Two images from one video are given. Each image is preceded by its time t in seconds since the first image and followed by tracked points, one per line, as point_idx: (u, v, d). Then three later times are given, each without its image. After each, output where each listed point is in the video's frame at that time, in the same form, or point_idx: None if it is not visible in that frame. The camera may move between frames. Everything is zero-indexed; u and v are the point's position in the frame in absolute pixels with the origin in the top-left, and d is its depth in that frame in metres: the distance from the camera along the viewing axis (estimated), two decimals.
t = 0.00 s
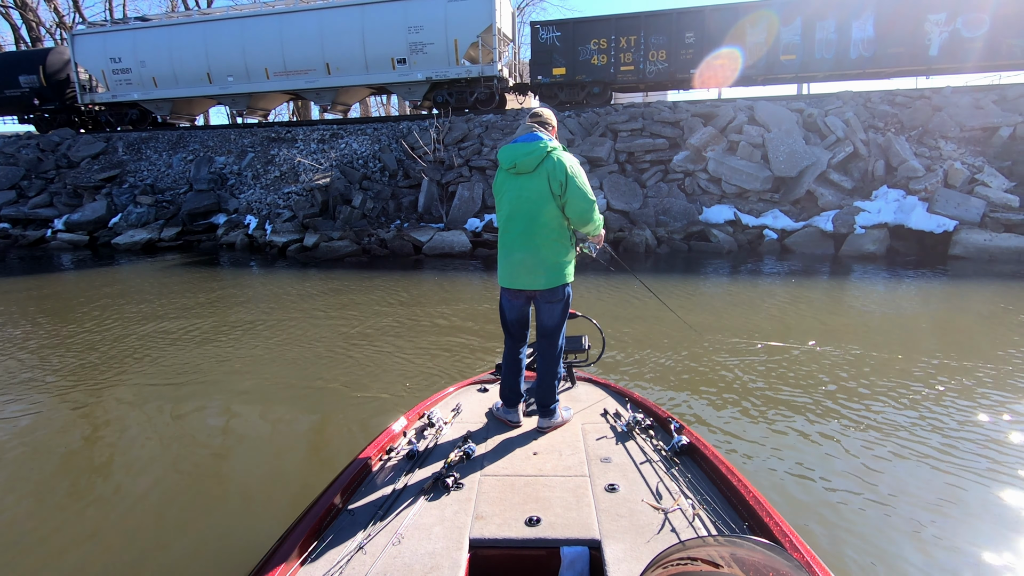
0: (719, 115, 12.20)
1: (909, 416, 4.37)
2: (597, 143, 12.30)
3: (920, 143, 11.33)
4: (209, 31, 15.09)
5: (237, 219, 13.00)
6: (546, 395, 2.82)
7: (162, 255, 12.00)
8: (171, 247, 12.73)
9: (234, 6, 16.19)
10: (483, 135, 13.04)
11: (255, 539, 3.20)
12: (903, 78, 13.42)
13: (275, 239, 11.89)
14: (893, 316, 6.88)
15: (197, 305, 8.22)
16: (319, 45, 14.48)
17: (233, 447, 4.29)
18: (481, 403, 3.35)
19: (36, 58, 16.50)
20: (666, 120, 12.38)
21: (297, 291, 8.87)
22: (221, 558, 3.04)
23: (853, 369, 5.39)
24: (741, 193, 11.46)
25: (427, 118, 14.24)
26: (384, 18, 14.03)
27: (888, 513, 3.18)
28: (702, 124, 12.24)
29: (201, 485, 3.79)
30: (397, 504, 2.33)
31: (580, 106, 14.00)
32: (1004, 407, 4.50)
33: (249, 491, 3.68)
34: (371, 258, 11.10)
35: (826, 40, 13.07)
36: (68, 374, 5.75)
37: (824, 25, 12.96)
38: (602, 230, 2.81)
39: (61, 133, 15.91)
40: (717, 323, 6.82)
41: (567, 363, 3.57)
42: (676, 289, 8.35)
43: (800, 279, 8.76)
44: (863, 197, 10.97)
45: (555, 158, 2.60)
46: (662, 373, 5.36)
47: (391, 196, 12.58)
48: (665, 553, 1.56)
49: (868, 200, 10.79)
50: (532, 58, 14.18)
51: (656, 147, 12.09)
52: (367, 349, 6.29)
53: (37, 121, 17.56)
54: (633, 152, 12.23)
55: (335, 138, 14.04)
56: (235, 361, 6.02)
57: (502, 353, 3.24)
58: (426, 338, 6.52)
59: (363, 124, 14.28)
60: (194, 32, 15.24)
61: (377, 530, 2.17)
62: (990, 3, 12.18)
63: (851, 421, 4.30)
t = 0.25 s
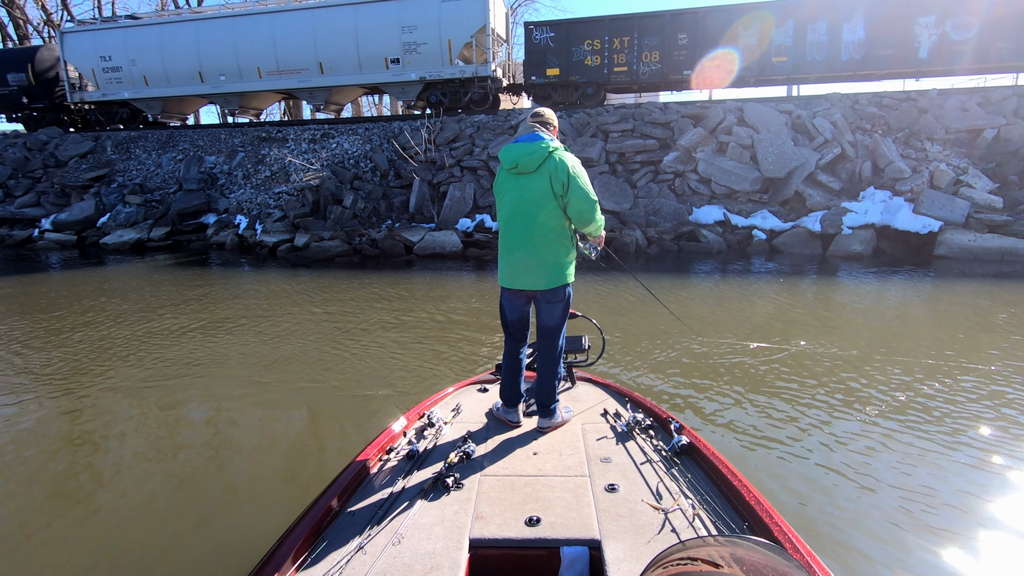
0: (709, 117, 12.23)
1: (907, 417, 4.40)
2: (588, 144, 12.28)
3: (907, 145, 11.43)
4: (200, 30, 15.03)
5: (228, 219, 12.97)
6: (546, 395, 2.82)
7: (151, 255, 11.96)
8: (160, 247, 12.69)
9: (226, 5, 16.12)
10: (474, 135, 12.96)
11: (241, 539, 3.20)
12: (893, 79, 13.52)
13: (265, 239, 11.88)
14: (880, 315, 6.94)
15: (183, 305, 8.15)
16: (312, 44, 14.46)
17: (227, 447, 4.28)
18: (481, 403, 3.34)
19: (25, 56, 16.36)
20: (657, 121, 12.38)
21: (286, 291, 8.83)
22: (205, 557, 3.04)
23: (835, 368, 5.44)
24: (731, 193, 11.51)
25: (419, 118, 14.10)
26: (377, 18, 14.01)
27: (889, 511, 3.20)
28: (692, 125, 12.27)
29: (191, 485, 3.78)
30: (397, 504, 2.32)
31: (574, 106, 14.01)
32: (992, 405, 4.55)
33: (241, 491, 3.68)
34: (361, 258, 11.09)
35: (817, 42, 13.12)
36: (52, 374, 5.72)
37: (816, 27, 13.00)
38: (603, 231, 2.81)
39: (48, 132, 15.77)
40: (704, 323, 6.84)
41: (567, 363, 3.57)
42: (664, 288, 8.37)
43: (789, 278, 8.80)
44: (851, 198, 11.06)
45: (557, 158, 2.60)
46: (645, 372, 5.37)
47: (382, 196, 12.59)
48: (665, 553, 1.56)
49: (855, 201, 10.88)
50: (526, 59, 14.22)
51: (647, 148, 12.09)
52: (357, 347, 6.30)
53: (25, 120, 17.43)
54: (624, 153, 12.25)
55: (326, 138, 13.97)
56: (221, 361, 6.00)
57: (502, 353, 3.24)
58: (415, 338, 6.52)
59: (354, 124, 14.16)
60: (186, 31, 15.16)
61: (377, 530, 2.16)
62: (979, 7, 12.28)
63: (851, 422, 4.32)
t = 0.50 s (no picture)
0: (699, 117, 12.23)
1: (909, 416, 4.40)
2: (579, 145, 12.31)
3: (893, 146, 11.53)
4: (193, 29, 14.99)
5: (218, 219, 12.95)
6: (546, 395, 2.82)
7: (140, 256, 11.95)
8: (150, 248, 12.66)
9: (219, 4, 16.10)
10: (466, 136, 12.96)
11: (226, 540, 3.21)
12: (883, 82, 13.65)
13: (256, 239, 11.87)
14: (867, 314, 6.98)
15: (168, 306, 8.11)
16: (305, 44, 14.45)
17: (221, 447, 4.27)
18: (481, 403, 3.35)
19: (14, 55, 16.27)
20: (647, 122, 12.37)
21: (275, 292, 8.81)
22: (196, 557, 3.05)
23: (818, 367, 5.48)
24: (720, 194, 11.56)
25: (411, 118, 14.05)
26: (371, 18, 14.01)
27: (894, 510, 3.19)
28: (683, 126, 12.30)
29: (181, 485, 3.78)
30: (397, 504, 2.32)
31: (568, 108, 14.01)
32: (980, 402, 4.60)
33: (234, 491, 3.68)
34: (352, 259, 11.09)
35: (809, 44, 13.19)
36: (38, 375, 5.70)
37: (807, 30, 13.10)
38: (603, 232, 2.82)
39: (36, 131, 15.67)
40: (691, 322, 6.87)
41: (567, 363, 3.57)
42: (653, 288, 8.37)
43: (777, 278, 8.84)
44: (839, 199, 11.12)
45: (558, 158, 2.60)
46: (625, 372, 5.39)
47: (374, 196, 12.59)
48: (665, 553, 1.56)
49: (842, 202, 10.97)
50: (520, 60, 14.08)
51: (638, 149, 12.10)
52: (345, 347, 6.31)
53: (14, 120, 17.34)
54: (614, 154, 12.27)
55: (317, 138, 13.97)
56: (207, 362, 5.97)
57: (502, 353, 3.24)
58: (403, 338, 6.52)
59: (345, 124, 14.18)
60: (177, 30, 15.12)
61: (377, 530, 2.16)
62: (968, 11, 12.38)
63: (854, 421, 4.32)
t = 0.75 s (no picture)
0: (689, 118, 12.24)
1: (910, 415, 4.39)
2: (571, 145, 12.31)
3: (881, 146, 11.61)
4: (184, 30, 14.93)
5: (209, 220, 12.90)
6: (546, 395, 2.82)
7: (131, 257, 11.88)
8: (140, 249, 12.58)
9: (210, 4, 16.04)
10: (457, 137, 12.92)
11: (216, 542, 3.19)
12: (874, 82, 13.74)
13: (247, 240, 11.84)
14: (856, 313, 7.03)
15: (155, 308, 8.04)
16: (298, 45, 14.41)
17: (215, 449, 4.25)
18: (482, 404, 3.34)
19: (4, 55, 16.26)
20: (638, 123, 12.40)
21: (264, 293, 8.78)
22: (187, 560, 3.04)
23: (804, 364, 5.52)
24: (710, 194, 11.61)
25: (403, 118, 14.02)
26: (364, 19, 13.99)
27: (897, 512, 3.19)
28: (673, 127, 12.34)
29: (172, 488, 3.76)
30: (397, 504, 2.32)
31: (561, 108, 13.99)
32: (967, 399, 4.64)
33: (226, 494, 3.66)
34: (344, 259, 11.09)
35: (800, 45, 13.27)
36: (24, 379, 5.66)
37: (798, 31, 13.17)
38: (603, 231, 2.83)
39: (25, 132, 15.55)
40: (680, 321, 6.89)
41: (567, 364, 3.57)
42: (643, 287, 8.38)
43: (767, 277, 8.88)
44: (827, 199, 11.17)
45: (557, 158, 2.59)
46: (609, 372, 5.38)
47: (366, 196, 12.59)
48: (665, 553, 1.56)
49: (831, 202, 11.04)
50: (513, 60, 14.17)
51: (629, 149, 12.13)
52: (335, 348, 6.30)
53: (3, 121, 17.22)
54: (605, 154, 12.31)
55: (308, 139, 13.98)
56: (195, 364, 5.93)
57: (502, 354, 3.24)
58: (394, 339, 6.51)
59: (337, 125, 14.20)
60: (169, 31, 15.05)
61: (378, 531, 2.16)
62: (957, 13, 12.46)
63: (855, 421, 4.32)
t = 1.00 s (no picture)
0: (680, 118, 12.24)
1: (912, 414, 4.39)
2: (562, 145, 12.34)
3: (869, 146, 11.73)
4: (175, 29, 14.82)
5: (199, 221, 12.82)
6: (546, 395, 2.81)
7: (120, 258, 11.78)
8: (130, 250, 12.48)
9: (201, 4, 15.95)
10: (449, 137, 12.90)
11: (210, 541, 3.18)
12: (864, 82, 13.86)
13: (238, 241, 11.78)
14: (846, 311, 7.08)
15: (145, 309, 7.99)
16: (290, 44, 14.35)
17: (209, 449, 4.23)
18: (483, 404, 3.34)
19: None
20: (630, 122, 12.39)
21: (255, 293, 8.73)
22: (181, 560, 3.02)
23: (793, 363, 5.55)
24: (701, 194, 11.67)
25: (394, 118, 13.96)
26: (356, 18, 13.95)
27: (897, 508, 3.20)
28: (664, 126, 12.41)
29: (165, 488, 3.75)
30: (398, 504, 2.31)
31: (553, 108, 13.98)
32: (954, 394, 4.69)
33: (221, 493, 3.65)
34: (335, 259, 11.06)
35: (791, 45, 13.39)
36: (12, 381, 5.61)
37: (789, 32, 13.29)
38: (603, 232, 2.83)
39: (13, 132, 15.40)
40: (670, 319, 6.92)
41: (567, 364, 3.58)
42: (634, 286, 8.40)
43: (757, 275, 8.93)
44: (816, 198, 11.27)
45: (555, 158, 2.59)
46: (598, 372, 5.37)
47: (357, 197, 12.59)
48: (665, 553, 1.57)
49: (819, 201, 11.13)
50: (507, 60, 14.04)
51: (620, 149, 12.20)
52: (326, 347, 6.28)
53: None
54: (597, 154, 12.38)
55: (299, 139, 13.92)
56: (184, 365, 5.91)
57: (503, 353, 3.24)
58: (386, 338, 6.50)
59: (328, 125, 14.14)
60: (159, 30, 14.94)
61: (378, 531, 2.15)
62: (948, 13, 12.57)
63: (859, 421, 4.30)
